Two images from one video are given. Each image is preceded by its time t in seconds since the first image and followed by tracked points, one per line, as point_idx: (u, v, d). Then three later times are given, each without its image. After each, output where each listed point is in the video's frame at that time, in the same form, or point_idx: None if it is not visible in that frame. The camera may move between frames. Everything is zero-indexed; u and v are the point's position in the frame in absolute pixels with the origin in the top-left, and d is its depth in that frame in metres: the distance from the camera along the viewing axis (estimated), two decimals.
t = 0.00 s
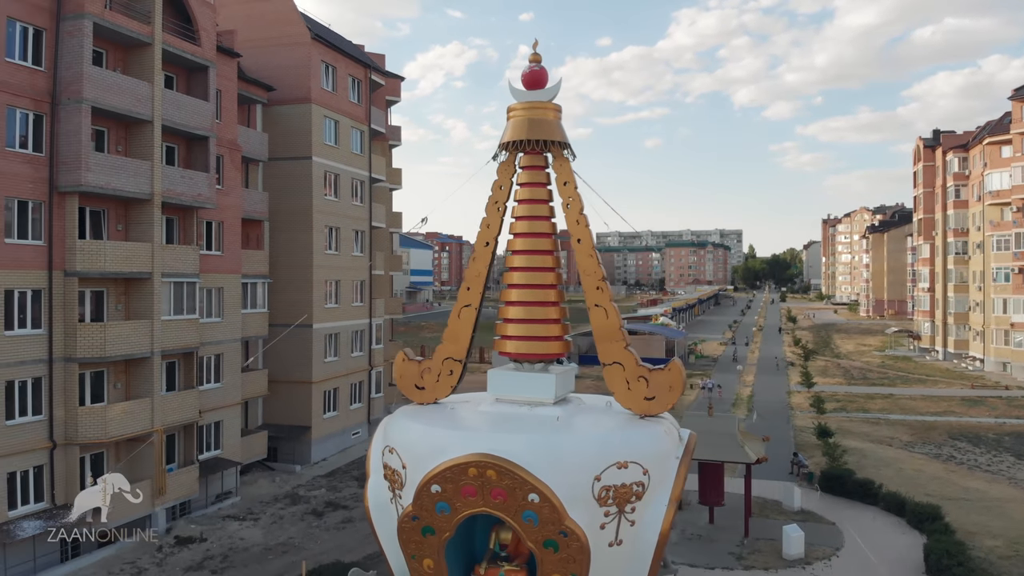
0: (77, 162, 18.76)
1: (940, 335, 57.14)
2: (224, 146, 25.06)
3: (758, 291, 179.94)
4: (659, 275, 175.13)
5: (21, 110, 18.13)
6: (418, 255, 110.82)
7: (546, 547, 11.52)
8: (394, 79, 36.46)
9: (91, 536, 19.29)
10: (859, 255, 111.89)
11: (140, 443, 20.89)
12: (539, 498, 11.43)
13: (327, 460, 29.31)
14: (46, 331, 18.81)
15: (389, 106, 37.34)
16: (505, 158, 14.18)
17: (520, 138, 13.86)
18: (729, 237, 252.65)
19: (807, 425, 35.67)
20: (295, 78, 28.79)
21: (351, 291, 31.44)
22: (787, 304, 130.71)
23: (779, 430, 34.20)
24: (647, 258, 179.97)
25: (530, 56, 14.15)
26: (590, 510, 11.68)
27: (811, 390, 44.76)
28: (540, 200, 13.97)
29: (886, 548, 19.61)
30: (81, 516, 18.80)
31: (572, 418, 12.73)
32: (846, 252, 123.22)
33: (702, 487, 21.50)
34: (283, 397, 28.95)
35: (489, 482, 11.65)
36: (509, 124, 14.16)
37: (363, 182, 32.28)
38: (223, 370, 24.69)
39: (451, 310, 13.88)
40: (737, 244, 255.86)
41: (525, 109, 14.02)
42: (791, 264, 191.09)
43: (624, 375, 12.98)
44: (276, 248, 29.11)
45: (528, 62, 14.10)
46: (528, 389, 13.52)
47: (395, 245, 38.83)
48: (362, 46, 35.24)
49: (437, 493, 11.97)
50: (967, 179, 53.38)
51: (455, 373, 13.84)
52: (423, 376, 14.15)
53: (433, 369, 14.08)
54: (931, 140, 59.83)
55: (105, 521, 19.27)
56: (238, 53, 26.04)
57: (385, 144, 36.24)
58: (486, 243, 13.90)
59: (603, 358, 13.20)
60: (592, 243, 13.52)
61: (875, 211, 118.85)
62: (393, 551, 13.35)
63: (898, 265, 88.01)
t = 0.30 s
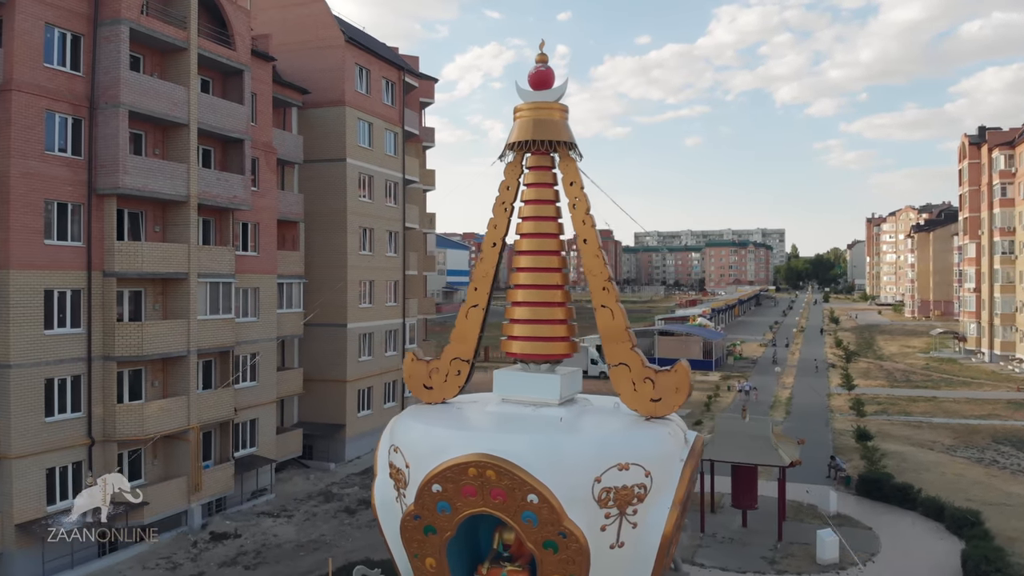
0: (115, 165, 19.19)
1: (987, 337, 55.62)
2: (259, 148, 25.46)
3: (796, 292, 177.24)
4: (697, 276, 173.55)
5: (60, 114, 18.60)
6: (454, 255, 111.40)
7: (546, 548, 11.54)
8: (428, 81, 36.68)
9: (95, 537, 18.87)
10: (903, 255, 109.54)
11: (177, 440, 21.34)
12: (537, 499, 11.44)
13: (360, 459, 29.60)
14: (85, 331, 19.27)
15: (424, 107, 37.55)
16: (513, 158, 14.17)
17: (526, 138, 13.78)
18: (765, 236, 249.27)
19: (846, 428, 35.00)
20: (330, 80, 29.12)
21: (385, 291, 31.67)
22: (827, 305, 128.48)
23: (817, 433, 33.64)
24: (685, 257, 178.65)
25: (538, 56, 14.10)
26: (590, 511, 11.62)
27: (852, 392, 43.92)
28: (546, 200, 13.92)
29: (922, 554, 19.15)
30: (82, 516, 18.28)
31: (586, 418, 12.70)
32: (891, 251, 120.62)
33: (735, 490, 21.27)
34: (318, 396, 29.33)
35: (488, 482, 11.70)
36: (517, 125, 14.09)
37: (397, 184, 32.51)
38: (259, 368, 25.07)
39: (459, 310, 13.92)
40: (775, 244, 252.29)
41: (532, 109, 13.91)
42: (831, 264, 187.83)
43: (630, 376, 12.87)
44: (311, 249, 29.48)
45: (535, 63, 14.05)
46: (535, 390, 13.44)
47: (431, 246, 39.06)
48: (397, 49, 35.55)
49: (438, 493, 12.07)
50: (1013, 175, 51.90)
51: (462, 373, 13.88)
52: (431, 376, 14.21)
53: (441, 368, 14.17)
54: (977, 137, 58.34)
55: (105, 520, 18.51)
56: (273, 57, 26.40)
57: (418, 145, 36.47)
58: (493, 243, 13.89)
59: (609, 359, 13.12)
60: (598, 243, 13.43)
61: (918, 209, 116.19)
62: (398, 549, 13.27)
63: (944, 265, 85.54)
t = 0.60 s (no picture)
0: (135, 166, 19.42)
1: (1014, 338, 54.82)
2: (278, 150, 25.67)
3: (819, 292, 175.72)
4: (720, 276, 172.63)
5: (81, 117, 18.84)
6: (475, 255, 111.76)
7: (530, 549, 11.30)
8: (447, 82, 36.75)
9: (94, 537, 18.63)
10: (930, 255, 108.16)
11: (195, 439, 21.55)
12: (522, 499, 11.19)
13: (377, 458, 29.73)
14: (105, 330, 19.50)
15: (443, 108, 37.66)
16: (505, 158, 13.82)
17: (518, 138, 13.45)
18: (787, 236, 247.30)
19: (868, 429, 34.63)
20: (349, 82, 29.29)
21: (403, 291, 31.78)
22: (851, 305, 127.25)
23: (838, 435, 33.33)
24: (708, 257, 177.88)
25: (531, 56, 13.77)
26: (575, 512, 11.34)
27: (875, 393, 43.47)
28: (538, 200, 13.60)
29: (941, 557, 18.93)
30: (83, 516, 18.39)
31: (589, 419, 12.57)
32: (918, 251, 119.09)
33: (751, 492, 21.18)
34: (336, 396, 29.51)
35: (473, 482, 11.44)
36: (509, 125, 13.75)
37: (415, 184, 32.61)
38: (277, 367, 25.26)
39: (452, 310, 13.72)
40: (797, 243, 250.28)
41: (524, 110, 13.59)
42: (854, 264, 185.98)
43: (621, 376, 12.61)
44: (330, 249, 29.68)
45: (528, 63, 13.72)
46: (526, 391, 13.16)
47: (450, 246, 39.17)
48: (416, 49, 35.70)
49: (424, 492, 11.80)
50: None
51: (455, 373, 13.69)
52: (424, 376, 14.00)
53: (434, 369, 13.93)
54: (1004, 135, 57.59)
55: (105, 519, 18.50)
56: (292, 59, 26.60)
57: (436, 146, 36.58)
58: (485, 244, 13.64)
59: (599, 359, 12.86)
60: (590, 243, 13.13)
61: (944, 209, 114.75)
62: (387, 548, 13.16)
63: (971, 266, 83.97)
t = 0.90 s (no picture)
0: (160, 168, 19.73)
1: None
2: (303, 151, 25.92)
3: (850, 292, 173.50)
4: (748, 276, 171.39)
5: (108, 120, 19.16)
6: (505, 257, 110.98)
7: (522, 549, 11.13)
8: (471, 82, 36.82)
9: (94, 537, 18.28)
10: (965, 254, 106.21)
11: (220, 437, 21.85)
12: (513, 500, 11.04)
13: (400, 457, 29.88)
14: (131, 329, 19.83)
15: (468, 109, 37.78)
16: (504, 158, 13.56)
17: (516, 139, 13.17)
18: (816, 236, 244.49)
19: (899, 432, 34.14)
20: (373, 84, 29.52)
21: (427, 291, 31.90)
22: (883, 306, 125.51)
23: (867, 438, 32.88)
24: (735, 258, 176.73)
25: (529, 56, 13.49)
26: (567, 513, 11.17)
27: (906, 395, 42.83)
28: (536, 200, 13.35)
29: (968, 562, 18.60)
30: (81, 516, 18.05)
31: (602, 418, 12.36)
32: (952, 250, 117.05)
33: (776, 494, 20.92)
34: (361, 395, 29.74)
35: (465, 482, 11.29)
36: (507, 126, 13.47)
37: (439, 185, 32.74)
38: (302, 366, 25.50)
39: (452, 311, 13.50)
40: (827, 243, 247.30)
41: (523, 110, 13.32)
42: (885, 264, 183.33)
43: (618, 377, 12.32)
44: (354, 249, 29.92)
45: (527, 62, 13.44)
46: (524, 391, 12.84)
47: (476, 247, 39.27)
48: (440, 51, 35.92)
49: (418, 491, 11.66)
50: None
51: (454, 373, 13.45)
52: (425, 376, 13.75)
53: (435, 369, 13.68)
54: None
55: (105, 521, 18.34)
56: (317, 62, 26.84)
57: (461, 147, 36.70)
58: (483, 244, 13.33)
59: (597, 360, 12.58)
60: (588, 243, 12.83)
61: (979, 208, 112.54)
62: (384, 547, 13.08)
63: (1008, 265, 82.51)
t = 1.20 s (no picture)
0: (192, 170, 20.08)
1: None
2: (333, 153, 26.18)
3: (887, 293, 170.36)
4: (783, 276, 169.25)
5: (141, 123, 19.55)
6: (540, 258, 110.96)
7: (521, 549, 11.08)
8: (500, 83, 36.86)
9: (94, 537, 18.16)
10: (1009, 254, 103.59)
11: (251, 435, 22.17)
12: (512, 500, 10.98)
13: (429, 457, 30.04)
14: (164, 328, 20.22)
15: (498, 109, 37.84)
16: (510, 159, 13.42)
17: (522, 139, 13.05)
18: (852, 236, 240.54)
19: (937, 435, 33.45)
20: (402, 86, 29.71)
21: (456, 291, 32.02)
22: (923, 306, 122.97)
23: (904, 441, 32.26)
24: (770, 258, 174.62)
25: (535, 57, 13.39)
26: (566, 514, 11.08)
27: (945, 398, 41.92)
28: (542, 201, 13.11)
29: (1005, 569, 18.15)
30: (82, 517, 17.89)
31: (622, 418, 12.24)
32: (995, 249, 114.26)
33: (807, 497, 20.60)
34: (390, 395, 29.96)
35: (465, 482, 11.28)
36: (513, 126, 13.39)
37: (468, 185, 32.83)
38: (333, 366, 25.73)
39: (460, 311, 13.47)
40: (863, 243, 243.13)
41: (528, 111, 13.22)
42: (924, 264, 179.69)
43: (623, 379, 12.16)
44: (383, 250, 30.17)
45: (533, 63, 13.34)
46: (527, 392, 12.73)
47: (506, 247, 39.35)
48: (470, 52, 36.05)
49: (419, 491, 11.69)
50: None
51: (461, 373, 13.38)
52: (432, 376, 13.75)
53: (443, 368, 13.66)
54: None
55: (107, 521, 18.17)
56: (346, 64, 27.09)
57: (490, 147, 36.78)
58: (491, 245, 13.46)
59: (603, 361, 12.42)
60: (593, 244, 12.61)
61: None
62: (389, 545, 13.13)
63: None
